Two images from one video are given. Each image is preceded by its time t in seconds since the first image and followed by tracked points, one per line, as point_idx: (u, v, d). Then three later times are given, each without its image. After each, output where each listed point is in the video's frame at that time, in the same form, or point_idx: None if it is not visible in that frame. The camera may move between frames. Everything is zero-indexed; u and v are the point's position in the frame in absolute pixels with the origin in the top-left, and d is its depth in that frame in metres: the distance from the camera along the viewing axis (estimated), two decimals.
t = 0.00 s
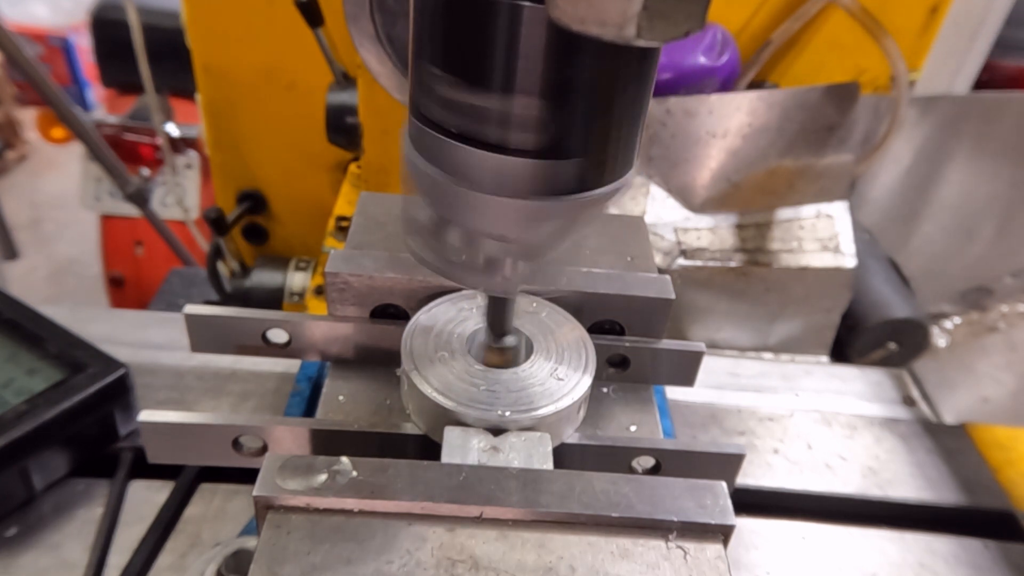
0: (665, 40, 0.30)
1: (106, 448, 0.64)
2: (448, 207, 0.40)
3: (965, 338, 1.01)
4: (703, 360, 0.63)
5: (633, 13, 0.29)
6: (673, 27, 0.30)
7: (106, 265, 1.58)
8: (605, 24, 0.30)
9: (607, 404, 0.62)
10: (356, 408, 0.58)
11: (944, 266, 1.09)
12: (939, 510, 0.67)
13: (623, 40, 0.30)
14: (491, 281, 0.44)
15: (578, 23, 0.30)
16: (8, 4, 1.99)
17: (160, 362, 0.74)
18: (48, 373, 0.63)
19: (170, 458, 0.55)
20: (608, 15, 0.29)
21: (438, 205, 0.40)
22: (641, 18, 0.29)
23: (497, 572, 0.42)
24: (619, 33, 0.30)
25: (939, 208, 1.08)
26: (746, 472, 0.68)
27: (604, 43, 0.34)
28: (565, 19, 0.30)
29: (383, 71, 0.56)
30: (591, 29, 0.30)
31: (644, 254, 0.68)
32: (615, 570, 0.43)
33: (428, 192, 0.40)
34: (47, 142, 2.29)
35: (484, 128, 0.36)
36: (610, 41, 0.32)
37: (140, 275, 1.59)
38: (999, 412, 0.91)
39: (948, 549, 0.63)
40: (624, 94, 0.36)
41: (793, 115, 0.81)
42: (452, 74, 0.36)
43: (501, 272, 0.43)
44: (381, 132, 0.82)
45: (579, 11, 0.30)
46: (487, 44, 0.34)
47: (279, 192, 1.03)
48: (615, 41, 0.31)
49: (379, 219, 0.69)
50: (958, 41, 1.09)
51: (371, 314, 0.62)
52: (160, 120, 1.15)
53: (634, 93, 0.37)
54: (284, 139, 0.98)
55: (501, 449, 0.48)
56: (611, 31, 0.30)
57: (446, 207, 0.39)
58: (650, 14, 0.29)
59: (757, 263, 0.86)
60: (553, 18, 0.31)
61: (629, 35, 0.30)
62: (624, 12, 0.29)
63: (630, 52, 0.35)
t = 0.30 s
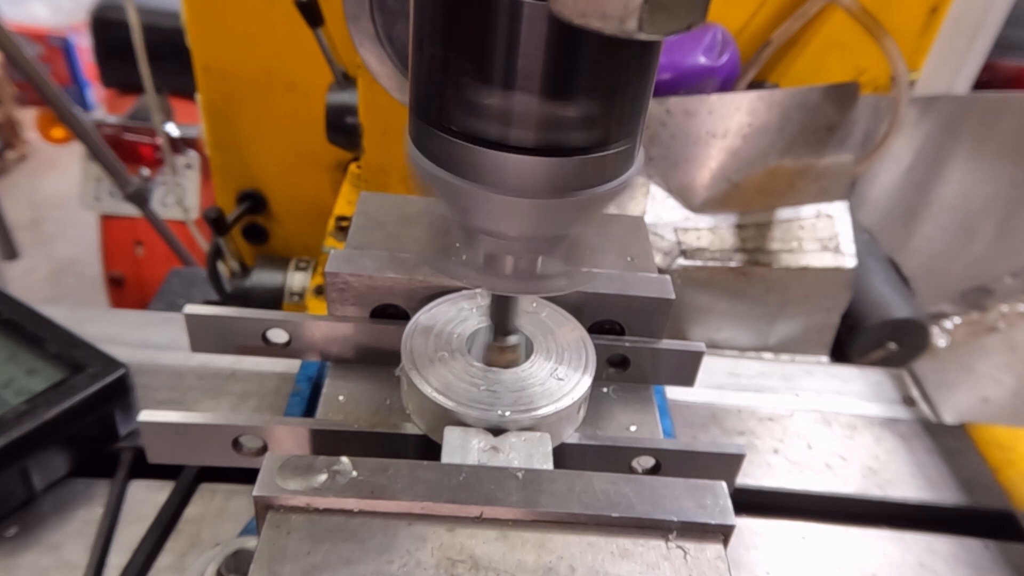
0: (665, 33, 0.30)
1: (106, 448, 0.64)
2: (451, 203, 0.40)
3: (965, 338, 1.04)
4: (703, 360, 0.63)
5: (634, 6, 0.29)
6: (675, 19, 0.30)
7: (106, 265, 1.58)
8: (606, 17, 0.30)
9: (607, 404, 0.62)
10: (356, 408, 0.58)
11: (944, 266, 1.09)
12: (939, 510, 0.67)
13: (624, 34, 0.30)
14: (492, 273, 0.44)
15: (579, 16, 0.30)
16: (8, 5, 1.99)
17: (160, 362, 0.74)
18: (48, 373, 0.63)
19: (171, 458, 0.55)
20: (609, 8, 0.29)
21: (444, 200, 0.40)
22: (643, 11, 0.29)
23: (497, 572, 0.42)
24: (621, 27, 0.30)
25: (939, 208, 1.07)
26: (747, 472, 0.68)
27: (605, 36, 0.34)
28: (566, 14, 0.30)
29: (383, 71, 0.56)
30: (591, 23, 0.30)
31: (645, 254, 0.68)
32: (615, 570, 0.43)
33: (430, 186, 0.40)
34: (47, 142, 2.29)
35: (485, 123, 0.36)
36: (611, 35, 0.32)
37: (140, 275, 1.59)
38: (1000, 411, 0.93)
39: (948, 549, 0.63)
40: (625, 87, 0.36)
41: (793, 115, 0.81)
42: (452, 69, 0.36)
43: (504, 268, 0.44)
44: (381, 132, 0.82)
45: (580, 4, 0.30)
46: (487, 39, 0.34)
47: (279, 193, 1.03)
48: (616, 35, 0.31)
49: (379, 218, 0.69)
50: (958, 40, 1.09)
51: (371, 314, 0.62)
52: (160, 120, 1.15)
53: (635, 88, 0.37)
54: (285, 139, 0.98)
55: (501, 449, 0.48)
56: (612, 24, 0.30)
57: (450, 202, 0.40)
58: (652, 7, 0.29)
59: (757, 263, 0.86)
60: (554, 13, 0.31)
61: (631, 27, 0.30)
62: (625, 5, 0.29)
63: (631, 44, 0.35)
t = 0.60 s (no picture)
0: (666, 29, 0.30)
1: (106, 448, 0.64)
2: (454, 199, 0.40)
3: (965, 338, 1.03)
4: (703, 360, 0.63)
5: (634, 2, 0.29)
6: (676, 14, 0.30)
7: (106, 264, 1.58)
8: (607, 12, 0.30)
9: (607, 404, 0.62)
10: (356, 408, 0.58)
11: (944, 266, 1.08)
12: (939, 510, 0.67)
13: (625, 29, 0.30)
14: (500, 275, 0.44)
15: (580, 11, 0.30)
16: (8, 5, 1.99)
17: (159, 362, 0.74)
18: (48, 373, 0.63)
19: (171, 458, 0.55)
20: (610, 4, 0.29)
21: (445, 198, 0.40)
22: (643, 7, 0.29)
23: (497, 572, 0.42)
24: (621, 22, 0.30)
25: (940, 208, 1.07)
26: (746, 472, 0.68)
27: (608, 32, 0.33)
28: (567, 9, 0.30)
29: (382, 72, 0.56)
30: (592, 18, 0.30)
31: (645, 254, 0.68)
32: (615, 570, 0.43)
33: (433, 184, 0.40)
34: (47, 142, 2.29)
35: (485, 122, 0.36)
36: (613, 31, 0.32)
37: (140, 275, 1.59)
38: (1000, 411, 0.93)
39: (948, 549, 0.63)
40: (626, 86, 0.36)
41: (793, 115, 0.81)
42: (452, 68, 0.36)
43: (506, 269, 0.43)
44: (381, 132, 0.83)
45: None
46: (488, 39, 0.34)
47: (280, 192, 1.03)
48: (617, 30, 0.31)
49: (379, 218, 0.69)
50: (958, 40, 1.09)
51: (371, 314, 0.62)
52: (160, 120, 1.15)
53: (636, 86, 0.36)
54: (285, 139, 0.98)
55: (501, 449, 0.48)
56: (613, 19, 0.30)
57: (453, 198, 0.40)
58: (652, 3, 0.29)
59: (757, 263, 0.86)
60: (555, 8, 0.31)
61: (631, 24, 0.30)
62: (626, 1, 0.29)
63: (633, 43, 0.34)
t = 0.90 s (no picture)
0: (668, 21, 0.30)
1: (106, 448, 0.64)
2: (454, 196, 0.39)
3: (965, 338, 1.02)
4: (703, 360, 0.63)
5: None
6: (677, 6, 0.30)
7: (106, 265, 1.58)
8: (608, 5, 0.30)
9: (607, 404, 0.62)
10: (356, 408, 0.58)
11: (944, 266, 1.09)
12: (939, 510, 0.67)
13: (626, 21, 0.30)
14: (505, 274, 0.47)
15: (580, 4, 0.30)
16: (8, 5, 1.99)
17: (160, 362, 0.74)
18: (48, 373, 0.63)
19: (171, 458, 0.55)
20: None
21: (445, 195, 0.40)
22: None
23: (497, 572, 0.42)
24: (623, 14, 0.30)
25: (939, 209, 1.07)
26: (746, 472, 0.68)
27: (608, 24, 0.33)
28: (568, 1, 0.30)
29: (382, 72, 0.56)
30: (594, 11, 0.30)
31: (645, 254, 0.68)
32: (615, 570, 0.43)
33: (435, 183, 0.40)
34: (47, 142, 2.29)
35: (485, 120, 0.36)
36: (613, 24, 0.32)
37: (140, 274, 1.59)
38: (999, 411, 0.92)
39: (948, 549, 0.63)
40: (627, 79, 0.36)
41: (793, 115, 0.81)
42: (452, 65, 0.35)
43: (512, 270, 0.46)
44: (381, 132, 0.83)
45: None
46: (488, 35, 0.33)
47: (279, 192, 1.03)
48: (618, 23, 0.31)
49: (379, 218, 0.69)
50: (958, 40, 1.09)
51: (371, 314, 0.62)
52: (160, 120, 1.16)
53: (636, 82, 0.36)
54: (284, 138, 0.97)
55: (501, 449, 0.48)
56: (614, 12, 0.30)
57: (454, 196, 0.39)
58: None
59: (757, 263, 0.86)
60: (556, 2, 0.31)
61: (632, 16, 0.30)
62: None
63: (633, 35, 0.34)
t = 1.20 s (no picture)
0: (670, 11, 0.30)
1: (106, 448, 0.64)
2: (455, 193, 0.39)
3: (965, 338, 1.02)
4: (703, 360, 0.63)
5: None
6: None
7: (106, 264, 1.58)
8: None
9: (607, 404, 0.62)
10: (356, 408, 0.58)
11: (945, 266, 1.08)
12: (939, 510, 0.67)
13: (628, 13, 0.30)
14: (507, 271, 0.47)
15: None
16: (8, 5, 1.99)
17: (159, 362, 0.74)
18: (48, 373, 0.63)
19: (171, 458, 0.55)
20: None
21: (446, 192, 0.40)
22: None
23: (497, 572, 0.42)
24: (625, 6, 0.30)
25: (939, 209, 1.07)
26: (746, 472, 0.68)
27: (609, 19, 0.33)
28: None
29: (382, 72, 0.56)
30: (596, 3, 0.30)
31: (644, 254, 0.68)
32: (615, 570, 0.43)
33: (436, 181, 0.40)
34: (47, 142, 2.29)
35: (485, 117, 0.36)
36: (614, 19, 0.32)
37: (140, 274, 1.59)
38: (999, 411, 0.92)
39: (948, 549, 0.63)
40: (630, 72, 0.35)
41: (792, 115, 0.81)
42: (452, 63, 0.35)
43: (513, 266, 0.46)
44: (381, 132, 0.83)
45: None
46: (488, 31, 0.33)
47: (280, 193, 1.03)
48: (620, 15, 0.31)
49: (379, 218, 0.69)
50: (958, 40, 1.09)
51: (371, 314, 0.62)
52: (160, 120, 1.16)
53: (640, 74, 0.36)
54: (285, 138, 0.97)
55: (501, 449, 0.48)
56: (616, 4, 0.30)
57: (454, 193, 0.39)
58: None
59: (757, 263, 0.86)
60: None
61: (635, 7, 0.30)
62: None
63: (635, 26, 0.34)
